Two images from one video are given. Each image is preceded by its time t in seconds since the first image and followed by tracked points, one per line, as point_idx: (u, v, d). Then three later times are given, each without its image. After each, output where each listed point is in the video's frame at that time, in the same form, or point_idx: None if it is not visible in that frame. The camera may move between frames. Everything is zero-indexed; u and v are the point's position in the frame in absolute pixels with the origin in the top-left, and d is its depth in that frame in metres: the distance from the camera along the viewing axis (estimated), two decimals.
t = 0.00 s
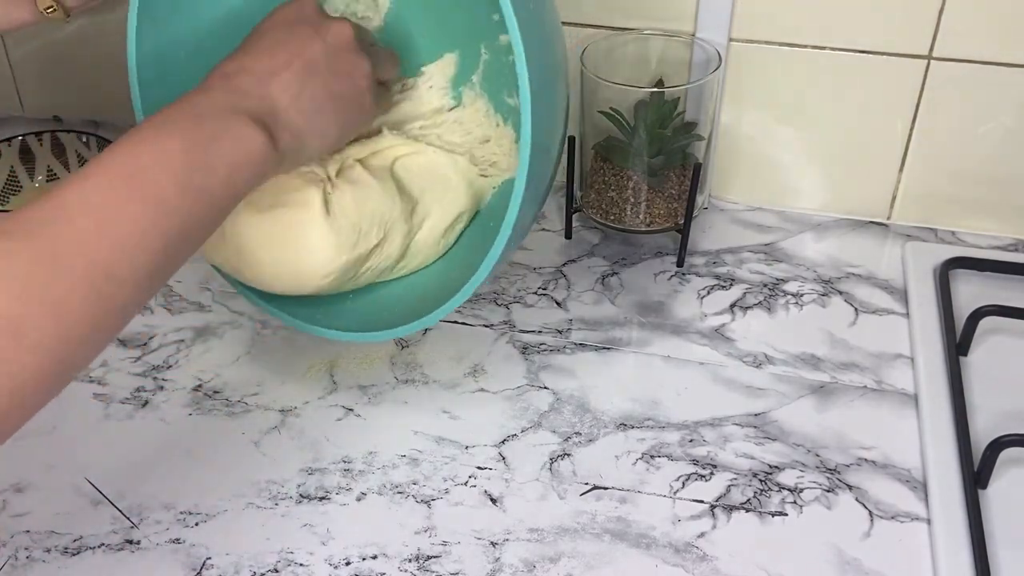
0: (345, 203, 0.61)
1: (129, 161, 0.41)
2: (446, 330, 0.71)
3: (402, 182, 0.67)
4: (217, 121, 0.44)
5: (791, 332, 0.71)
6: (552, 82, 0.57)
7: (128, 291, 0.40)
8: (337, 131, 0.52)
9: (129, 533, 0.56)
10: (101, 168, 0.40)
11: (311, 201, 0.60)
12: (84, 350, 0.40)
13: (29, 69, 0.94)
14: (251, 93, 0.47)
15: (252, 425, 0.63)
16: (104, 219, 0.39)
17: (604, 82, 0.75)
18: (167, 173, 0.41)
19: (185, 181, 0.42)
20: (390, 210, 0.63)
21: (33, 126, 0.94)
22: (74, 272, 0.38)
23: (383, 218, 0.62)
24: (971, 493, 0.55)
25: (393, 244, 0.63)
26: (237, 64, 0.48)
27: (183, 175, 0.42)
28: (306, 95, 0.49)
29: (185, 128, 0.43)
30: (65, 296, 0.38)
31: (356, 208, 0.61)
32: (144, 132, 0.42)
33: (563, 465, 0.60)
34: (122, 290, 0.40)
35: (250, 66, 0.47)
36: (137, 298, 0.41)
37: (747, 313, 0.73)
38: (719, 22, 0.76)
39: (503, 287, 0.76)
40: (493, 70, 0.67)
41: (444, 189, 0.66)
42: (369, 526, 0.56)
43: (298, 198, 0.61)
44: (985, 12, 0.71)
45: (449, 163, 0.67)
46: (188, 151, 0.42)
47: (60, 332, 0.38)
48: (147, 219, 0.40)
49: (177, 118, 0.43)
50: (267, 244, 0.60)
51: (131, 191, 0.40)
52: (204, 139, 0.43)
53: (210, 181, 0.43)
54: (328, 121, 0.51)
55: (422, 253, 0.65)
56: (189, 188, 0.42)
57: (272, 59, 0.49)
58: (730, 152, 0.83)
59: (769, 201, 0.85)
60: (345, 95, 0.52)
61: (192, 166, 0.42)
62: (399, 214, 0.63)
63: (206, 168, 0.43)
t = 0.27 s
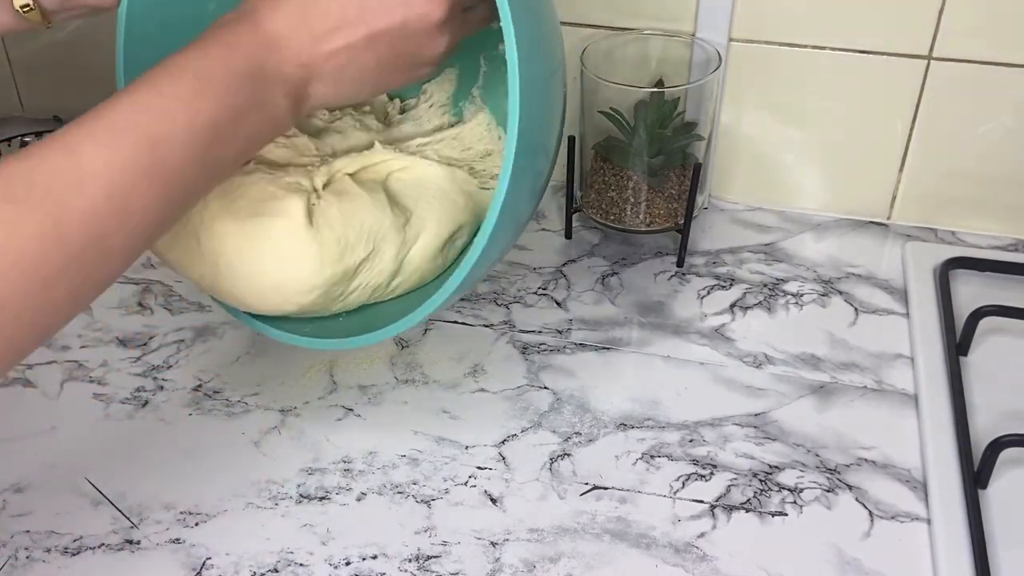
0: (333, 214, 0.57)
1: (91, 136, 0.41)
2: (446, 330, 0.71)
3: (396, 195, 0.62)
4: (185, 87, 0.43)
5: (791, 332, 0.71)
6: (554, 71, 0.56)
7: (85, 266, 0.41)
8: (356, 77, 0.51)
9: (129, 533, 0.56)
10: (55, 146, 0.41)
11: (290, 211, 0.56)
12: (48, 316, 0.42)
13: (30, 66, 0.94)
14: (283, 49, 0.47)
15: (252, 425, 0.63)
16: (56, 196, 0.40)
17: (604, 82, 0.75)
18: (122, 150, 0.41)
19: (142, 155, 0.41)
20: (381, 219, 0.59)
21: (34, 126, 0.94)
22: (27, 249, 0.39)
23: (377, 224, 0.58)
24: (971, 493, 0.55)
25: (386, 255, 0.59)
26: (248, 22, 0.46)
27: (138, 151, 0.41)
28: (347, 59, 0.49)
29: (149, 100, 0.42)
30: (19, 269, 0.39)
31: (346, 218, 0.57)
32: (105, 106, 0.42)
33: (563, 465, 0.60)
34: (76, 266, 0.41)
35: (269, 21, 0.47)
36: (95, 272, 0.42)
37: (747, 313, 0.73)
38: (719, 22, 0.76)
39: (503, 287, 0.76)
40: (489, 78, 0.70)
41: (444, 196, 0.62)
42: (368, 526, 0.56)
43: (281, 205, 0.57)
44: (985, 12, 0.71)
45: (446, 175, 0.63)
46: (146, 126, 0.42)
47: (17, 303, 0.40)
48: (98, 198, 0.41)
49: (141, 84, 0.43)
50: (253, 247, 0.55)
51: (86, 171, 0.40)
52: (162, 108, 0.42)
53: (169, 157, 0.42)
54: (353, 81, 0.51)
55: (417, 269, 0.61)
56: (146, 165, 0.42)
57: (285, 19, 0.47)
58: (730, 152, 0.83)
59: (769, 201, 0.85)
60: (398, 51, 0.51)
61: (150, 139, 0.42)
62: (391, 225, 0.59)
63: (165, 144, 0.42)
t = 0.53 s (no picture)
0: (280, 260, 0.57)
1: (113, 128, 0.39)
2: (446, 330, 0.71)
3: (347, 231, 0.61)
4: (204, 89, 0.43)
5: (791, 332, 0.71)
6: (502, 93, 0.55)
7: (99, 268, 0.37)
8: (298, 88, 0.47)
9: (129, 533, 0.56)
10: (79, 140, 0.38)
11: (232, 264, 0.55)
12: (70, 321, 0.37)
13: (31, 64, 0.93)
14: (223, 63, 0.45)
15: (252, 425, 0.63)
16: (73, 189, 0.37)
17: (604, 82, 0.75)
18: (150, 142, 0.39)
19: (169, 148, 0.39)
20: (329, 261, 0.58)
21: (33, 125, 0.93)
22: (46, 250, 0.36)
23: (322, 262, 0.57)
24: (971, 493, 0.55)
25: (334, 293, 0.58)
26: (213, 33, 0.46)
27: (168, 144, 0.39)
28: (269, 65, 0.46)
29: (165, 100, 0.41)
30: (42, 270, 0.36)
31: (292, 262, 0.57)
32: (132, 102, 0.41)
33: (563, 465, 0.60)
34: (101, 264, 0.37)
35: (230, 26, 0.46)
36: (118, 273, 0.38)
37: (747, 313, 0.73)
38: (719, 22, 0.76)
39: (503, 287, 0.76)
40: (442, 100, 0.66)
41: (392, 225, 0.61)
42: (368, 526, 0.56)
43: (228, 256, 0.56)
44: (985, 11, 0.71)
45: (399, 212, 0.62)
46: (172, 121, 0.40)
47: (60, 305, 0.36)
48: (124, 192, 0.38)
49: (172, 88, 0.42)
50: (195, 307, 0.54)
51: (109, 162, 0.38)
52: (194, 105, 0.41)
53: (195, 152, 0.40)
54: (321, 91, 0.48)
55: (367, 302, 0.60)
56: (187, 159, 0.40)
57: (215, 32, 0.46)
58: (730, 152, 0.83)
59: (769, 201, 0.85)
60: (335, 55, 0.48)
61: (175, 131, 0.40)
62: (339, 267, 0.58)
63: (185, 136, 0.40)
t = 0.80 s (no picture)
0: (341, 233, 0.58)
1: (114, 132, 0.39)
2: (446, 330, 0.71)
3: (390, 205, 0.64)
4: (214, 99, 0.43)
5: (791, 333, 0.71)
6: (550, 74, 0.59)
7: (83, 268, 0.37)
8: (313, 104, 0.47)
9: (129, 533, 0.56)
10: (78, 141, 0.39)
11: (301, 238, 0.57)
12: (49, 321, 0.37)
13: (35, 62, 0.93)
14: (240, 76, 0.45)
15: (252, 425, 0.63)
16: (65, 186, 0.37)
17: (604, 82, 0.75)
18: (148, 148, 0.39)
19: (165, 156, 0.40)
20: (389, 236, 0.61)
21: (33, 125, 0.93)
22: (34, 237, 0.35)
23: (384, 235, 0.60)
24: (971, 493, 0.55)
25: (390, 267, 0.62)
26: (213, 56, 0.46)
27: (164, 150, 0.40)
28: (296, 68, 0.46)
29: (165, 109, 0.41)
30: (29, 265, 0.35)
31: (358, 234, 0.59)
32: (134, 109, 0.41)
33: (563, 465, 0.60)
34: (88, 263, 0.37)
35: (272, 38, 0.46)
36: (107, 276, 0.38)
37: (747, 313, 0.73)
38: (719, 22, 0.76)
39: (503, 287, 0.76)
40: (466, 77, 0.66)
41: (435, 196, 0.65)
42: (368, 526, 0.56)
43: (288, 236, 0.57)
44: (986, 11, 0.70)
45: (431, 179, 0.66)
46: (172, 128, 0.40)
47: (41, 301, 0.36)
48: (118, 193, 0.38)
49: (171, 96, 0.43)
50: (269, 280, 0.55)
51: (106, 164, 0.38)
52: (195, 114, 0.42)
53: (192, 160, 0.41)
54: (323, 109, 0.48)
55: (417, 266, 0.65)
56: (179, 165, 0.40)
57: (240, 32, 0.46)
58: (730, 152, 0.83)
59: (769, 201, 0.85)
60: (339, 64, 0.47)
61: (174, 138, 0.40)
62: (395, 243, 0.62)
63: (185, 145, 0.41)
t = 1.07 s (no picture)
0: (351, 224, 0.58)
1: (158, 164, 0.42)
2: (446, 330, 0.71)
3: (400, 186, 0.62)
4: (263, 137, 0.46)
5: (791, 332, 0.71)
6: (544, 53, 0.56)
7: (117, 301, 0.40)
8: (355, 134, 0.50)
9: (129, 533, 0.56)
10: (125, 173, 0.41)
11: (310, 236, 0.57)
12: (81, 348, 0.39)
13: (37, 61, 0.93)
14: (291, 108, 0.48)
15: (252, 425, 0.63)
16: (106, 222, 0.39)
17: (603, 82, 0.75)
18: (191, 185, 0.42)
19: (207, 196, 0.42)
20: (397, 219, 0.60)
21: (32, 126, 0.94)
22: (85, 262, 0.38)
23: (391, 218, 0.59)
24: (971, 493, 0.55)
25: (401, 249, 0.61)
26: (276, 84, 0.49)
27: (207, 191, 0.42)
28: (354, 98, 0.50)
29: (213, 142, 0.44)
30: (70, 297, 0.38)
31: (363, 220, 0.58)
32: (180, 143, 0.44)
33: (563, 465, 0.60)
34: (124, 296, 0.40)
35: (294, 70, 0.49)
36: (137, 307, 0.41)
37: (747, 313, 0.73)
38: (719, 22, 0.76)
39: (503, 287, 0.76)
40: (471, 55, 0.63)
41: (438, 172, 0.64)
42: (368, 526, 0.56)
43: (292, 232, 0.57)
44: (985, 11, 0.71)
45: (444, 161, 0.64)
46: (218, 167, 0.43)
47: (77, 330, 0.39)
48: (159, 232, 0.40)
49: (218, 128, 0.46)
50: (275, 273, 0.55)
51: (151, 204, 0.41)
52: (240, 157, 0.44)
53: (232, 198, 0.43)
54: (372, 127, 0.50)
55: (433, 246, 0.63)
56: (220, 204, 0.43)
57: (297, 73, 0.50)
58: (730, 152, 0.83)
59: (769, 201, 0.85)
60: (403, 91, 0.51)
61: (216, 179, 0.43)
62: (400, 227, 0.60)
63: (229, 188, 0.43)
